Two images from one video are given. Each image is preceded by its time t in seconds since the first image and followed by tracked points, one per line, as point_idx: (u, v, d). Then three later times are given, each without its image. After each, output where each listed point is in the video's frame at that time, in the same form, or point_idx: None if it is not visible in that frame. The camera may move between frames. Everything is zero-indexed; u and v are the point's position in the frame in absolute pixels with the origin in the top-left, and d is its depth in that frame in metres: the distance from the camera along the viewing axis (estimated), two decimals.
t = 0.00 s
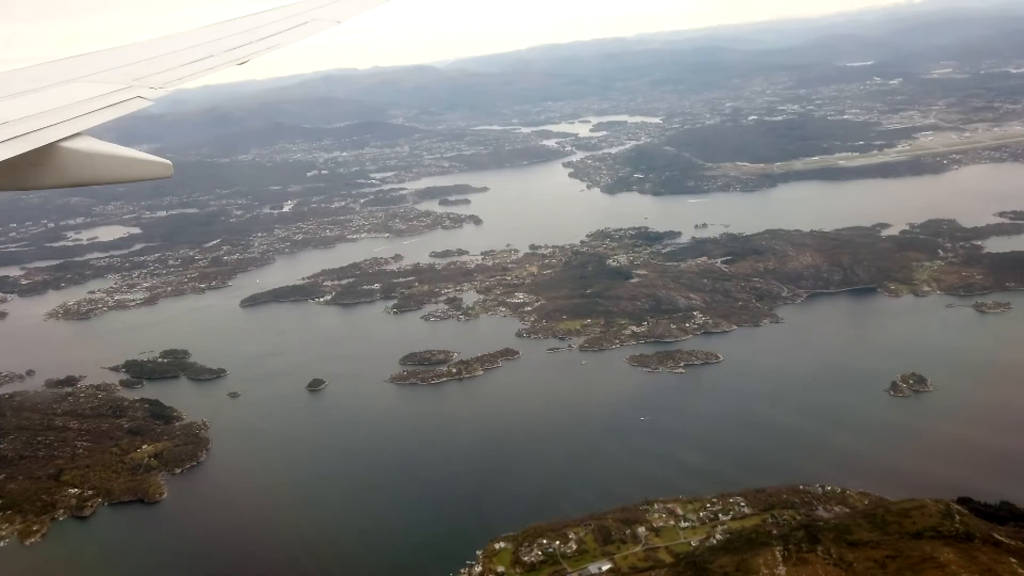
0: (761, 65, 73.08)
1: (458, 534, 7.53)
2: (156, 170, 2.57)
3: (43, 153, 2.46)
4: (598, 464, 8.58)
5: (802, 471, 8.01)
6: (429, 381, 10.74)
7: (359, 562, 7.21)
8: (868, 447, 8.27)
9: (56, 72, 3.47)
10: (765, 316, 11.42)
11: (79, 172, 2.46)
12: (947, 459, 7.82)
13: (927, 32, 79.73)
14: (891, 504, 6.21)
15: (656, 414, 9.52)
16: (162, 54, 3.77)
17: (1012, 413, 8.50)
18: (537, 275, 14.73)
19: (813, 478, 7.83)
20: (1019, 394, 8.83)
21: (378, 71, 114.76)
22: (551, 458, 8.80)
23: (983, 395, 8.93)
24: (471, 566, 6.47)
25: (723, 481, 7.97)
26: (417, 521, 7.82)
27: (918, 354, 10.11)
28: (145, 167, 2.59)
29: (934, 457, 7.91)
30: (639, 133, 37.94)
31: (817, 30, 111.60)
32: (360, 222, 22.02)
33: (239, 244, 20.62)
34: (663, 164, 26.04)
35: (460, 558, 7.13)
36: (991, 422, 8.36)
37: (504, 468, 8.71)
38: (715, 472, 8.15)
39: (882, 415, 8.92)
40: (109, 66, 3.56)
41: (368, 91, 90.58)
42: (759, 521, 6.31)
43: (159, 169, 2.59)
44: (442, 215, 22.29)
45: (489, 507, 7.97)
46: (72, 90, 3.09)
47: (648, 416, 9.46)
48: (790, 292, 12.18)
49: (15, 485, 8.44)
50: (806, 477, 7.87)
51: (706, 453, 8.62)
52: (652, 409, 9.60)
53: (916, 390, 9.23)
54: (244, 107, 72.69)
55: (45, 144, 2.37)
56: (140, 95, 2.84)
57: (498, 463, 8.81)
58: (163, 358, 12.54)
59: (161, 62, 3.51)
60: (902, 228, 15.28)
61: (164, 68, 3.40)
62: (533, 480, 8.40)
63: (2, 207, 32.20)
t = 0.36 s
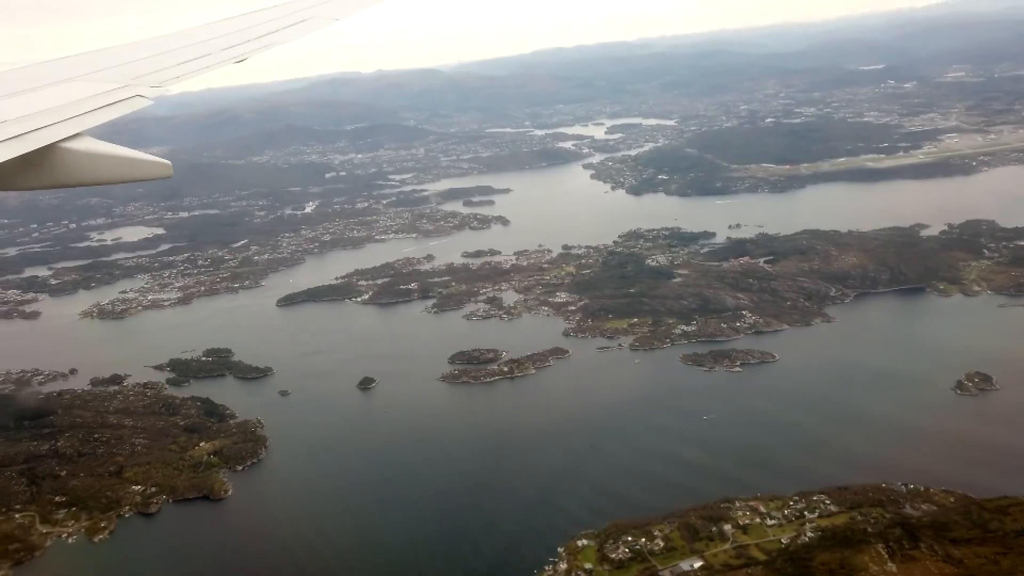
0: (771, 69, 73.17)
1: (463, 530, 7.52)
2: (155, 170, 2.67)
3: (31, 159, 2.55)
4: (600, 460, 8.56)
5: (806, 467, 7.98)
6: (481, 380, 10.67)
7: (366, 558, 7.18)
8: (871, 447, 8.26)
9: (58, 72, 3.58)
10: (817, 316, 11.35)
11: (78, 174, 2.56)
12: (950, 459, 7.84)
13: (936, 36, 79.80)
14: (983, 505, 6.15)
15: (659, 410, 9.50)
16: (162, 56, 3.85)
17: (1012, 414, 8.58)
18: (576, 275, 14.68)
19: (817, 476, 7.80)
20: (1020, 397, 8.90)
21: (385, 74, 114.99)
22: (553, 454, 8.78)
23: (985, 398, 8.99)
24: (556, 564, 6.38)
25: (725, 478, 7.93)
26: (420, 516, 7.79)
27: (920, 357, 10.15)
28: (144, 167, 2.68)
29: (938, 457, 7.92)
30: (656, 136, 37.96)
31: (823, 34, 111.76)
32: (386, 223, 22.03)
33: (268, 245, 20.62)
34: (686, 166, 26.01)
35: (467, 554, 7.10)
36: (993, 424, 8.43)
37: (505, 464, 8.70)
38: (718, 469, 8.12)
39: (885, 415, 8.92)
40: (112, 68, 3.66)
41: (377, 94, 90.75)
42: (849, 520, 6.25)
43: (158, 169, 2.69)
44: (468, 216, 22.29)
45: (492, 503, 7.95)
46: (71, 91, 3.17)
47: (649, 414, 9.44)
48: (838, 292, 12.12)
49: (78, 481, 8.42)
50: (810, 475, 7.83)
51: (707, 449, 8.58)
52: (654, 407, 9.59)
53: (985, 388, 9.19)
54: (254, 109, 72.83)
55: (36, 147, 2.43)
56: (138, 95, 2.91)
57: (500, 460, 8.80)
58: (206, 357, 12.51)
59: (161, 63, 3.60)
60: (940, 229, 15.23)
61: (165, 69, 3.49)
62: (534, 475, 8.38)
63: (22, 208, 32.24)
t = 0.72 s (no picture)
0: (779, 74, 73.34)
1: (460, 531, 7.48)
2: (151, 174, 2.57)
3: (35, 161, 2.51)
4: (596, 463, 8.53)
5: (803, 474, 7.94)
6: (531, 378, 10.62)
7: (370, 558, 7.10)
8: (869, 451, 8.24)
9: (68, 72, 3.71)
10: (866, 319, 11.30)
11: (76, 176, 2.50)
12: (948, 463, 7.83)
13: (944, 43, 80.02)
14: None
15: (656, 416, 9.48)
16: (149, 62, 3.96)
17: (1008, 419, 8.63)
18: (613, 275, 14.64)
19: (815, 482, 7.76)
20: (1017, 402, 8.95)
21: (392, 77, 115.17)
22: (554, 458, 8.70)
23: (983, 402, 9.03)
24: (638, 562, 6.30)
25: (722, 485, 7.89)
26: (422, 518, 7.71)
27: (919, 361, 10.15)
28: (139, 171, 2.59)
29: (936, 462, 7.92)
30: (672, 139, 38.00)
31: (830, 40, 111.99)
32: (411, 223, 22.03)
33: (294, 244, 20.61)
34: (708, 169, 26.03)
35: (464, 556, 7.07)
36: (991, 428, 8.46)
37: (503, 464, 8.65)
38: (715, 475, 8.09)
39: (883, 419, 8.90)
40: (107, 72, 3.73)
41: (385, 96, 90.87)
42: (935, 521, 6.22)
43: (154, 174, 2.58)
44: (493, 217, 22.28)
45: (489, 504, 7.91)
46: (73, 95, 3.28)
47: (648, 419, 9.42)
48: (884, 295, 12.07)
49: (138, 475, 8.41)
50: (807, 480, 7.80)
51: (705, 455, 8.54)
52: (656, 414, 9.51)
53: None
54: (264, 111, 72.94)
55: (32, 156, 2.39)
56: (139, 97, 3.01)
57: (497, 460, 8.77)
58: (248, 354, 12.49)
59: (155, 69, 3.69)
60: (977, 233, 15.21)
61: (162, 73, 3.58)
62: (530, 477, 8.34)
63: (41, 206, 32.26)
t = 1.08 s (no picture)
0: (791, 77, 73.37)
1: (461, 534, 7.34)
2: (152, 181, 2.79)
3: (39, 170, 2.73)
4: (600, 467, 8.38)
5: (810, 479, 7.80)
6: (586, 375, 10.59)
7: (376, 558, 7.02)
8: (878, 457, 8.09)
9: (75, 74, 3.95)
10: (919, 317, 11.24)
11: (81, 181, 2.72)
12: (954, 466, 7.71)
13: (956, 46, 79.97)
14: None
15: (664, 423, 9.33)
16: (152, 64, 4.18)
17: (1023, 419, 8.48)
18: (652, 274, 14.59)
19: (822, 488, 7.61)
20: None
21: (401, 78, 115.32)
22: (557, 461, 8.60)
23: (995, 402, 8.88)
24: (726, 558, 6.28)
25: (729, 489, 7.75)
26: (427, 518, 7.62)
27: (929, 363, 10.02)
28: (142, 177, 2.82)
29: (947, 464, 7.76)
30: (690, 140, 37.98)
31: (839, 42, 112.00)
32: (439, 222, 22.02)
33: (323, 242, 20.60)
34: (733, 170, 25.99)
35: (463, 557, 6.94)
36: (1003, 428, 8.32)
37: (507, 466, 8.56)
38: (721, 479, 7.95)
39: (895, 423, 8.75)
40: (100, 75, 3.91)
41: (395, 97, 90.98)
42: None
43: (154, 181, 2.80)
44: (520, 216, 22.26)
45: (491, 506, 7.76)
46: (73, 98, 3.44)
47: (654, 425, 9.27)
48: (934, 294, 11.99)
49: (202, 469, 8.39)
50: (813, 487, 7.66)
51: (713, 461, 8.38)
52: (658, 420, 9.43)
53: None
54: (275, 111, 73.07)
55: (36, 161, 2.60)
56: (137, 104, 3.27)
57: (500, 463, 8.62)
58: (293, 350, 12.47)
59: (149, 72, 3.90)
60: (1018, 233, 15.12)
61: (157, 76, 3.77)
62: (533, 480, 8.20)
63: (62, 205, 32.32)
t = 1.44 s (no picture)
0: (802, 80, 73.44)
1: (460, 535, 7.22)
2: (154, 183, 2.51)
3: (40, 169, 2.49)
4: (598, 466, 8.26)
5: (810, 482, 7.69)
6: (637, 372, 10.54)
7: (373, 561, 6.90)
8: (878, 462, 8.00)
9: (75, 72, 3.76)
10: (969, 318, 11.17)
11: (84, 180, 2.46)
12: (956, 474, 7.62)
13: (965, 50, 80.04)
14: None
15: (661, 422, 9.21)
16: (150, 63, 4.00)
17: None
18: (690, 273, 14.55)
19: (822, 492, 7.51)
20: None
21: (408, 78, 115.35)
22: (554, 459, 8.47)
23: (997, 407, 8.82)
24: (810, 555, 6.24)
25: (728, 492, 7.64)
26: (426, 519, 7.51)
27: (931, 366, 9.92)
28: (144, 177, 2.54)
29: (948, 471, 7.69)
30: (706, 141, 37.96)
31: (847, 46, 112.08)
32: (464, 220, 22.01)
33: (350, 238, 20.60)
34: (755, 171, 25.97)
35: (462, 559, 6.85)
36: (1004, 433, 8.26)
37: (504, 464, 8.43)
38: (720, 481, 7.84)
39: (895, 428, 8.66)
40: (100, 72, 3.62)
41: (404, 96, 91.03)
42: None
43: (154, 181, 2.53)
44: (546, 215, 22.24)
45: (489, 505, 7.65)
46: (67, 96, 3.16)
47: (649, 424, 9.15)
48: (980, 295, 11.94)
49: (263, 462, 8.36)
50: (813, 490, 7.56)
51: (710, 462, 8.26)
52: (656, 419, 9.31)
53: None
54: (285, 108, 73.09)
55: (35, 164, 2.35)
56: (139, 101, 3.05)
57: (499, 461, 8.49)
58: (334, 344, 12.43)
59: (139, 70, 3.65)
60: None
61: (158, 75, 3.50)
62: (530, 479, 8.08)
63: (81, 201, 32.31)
